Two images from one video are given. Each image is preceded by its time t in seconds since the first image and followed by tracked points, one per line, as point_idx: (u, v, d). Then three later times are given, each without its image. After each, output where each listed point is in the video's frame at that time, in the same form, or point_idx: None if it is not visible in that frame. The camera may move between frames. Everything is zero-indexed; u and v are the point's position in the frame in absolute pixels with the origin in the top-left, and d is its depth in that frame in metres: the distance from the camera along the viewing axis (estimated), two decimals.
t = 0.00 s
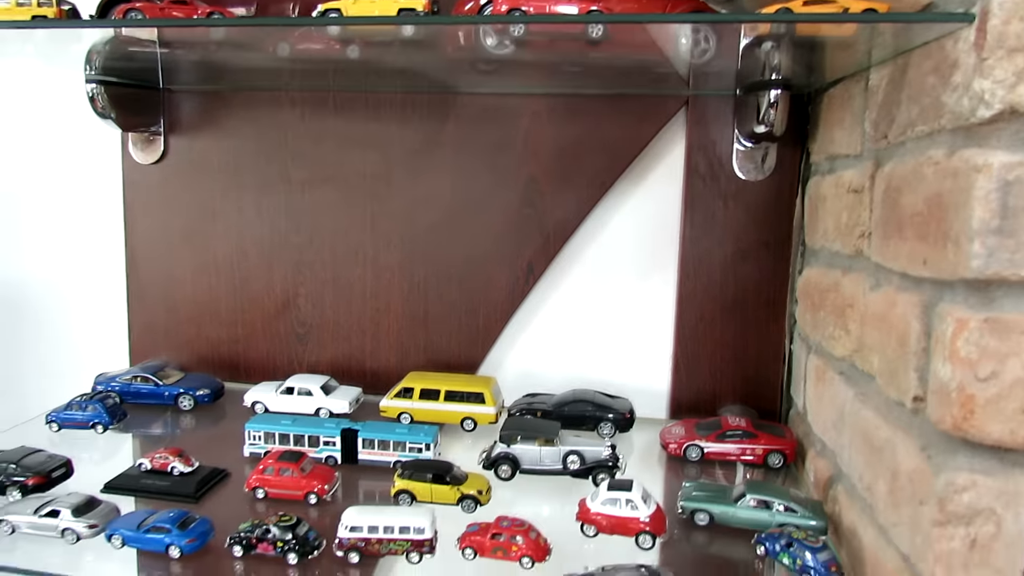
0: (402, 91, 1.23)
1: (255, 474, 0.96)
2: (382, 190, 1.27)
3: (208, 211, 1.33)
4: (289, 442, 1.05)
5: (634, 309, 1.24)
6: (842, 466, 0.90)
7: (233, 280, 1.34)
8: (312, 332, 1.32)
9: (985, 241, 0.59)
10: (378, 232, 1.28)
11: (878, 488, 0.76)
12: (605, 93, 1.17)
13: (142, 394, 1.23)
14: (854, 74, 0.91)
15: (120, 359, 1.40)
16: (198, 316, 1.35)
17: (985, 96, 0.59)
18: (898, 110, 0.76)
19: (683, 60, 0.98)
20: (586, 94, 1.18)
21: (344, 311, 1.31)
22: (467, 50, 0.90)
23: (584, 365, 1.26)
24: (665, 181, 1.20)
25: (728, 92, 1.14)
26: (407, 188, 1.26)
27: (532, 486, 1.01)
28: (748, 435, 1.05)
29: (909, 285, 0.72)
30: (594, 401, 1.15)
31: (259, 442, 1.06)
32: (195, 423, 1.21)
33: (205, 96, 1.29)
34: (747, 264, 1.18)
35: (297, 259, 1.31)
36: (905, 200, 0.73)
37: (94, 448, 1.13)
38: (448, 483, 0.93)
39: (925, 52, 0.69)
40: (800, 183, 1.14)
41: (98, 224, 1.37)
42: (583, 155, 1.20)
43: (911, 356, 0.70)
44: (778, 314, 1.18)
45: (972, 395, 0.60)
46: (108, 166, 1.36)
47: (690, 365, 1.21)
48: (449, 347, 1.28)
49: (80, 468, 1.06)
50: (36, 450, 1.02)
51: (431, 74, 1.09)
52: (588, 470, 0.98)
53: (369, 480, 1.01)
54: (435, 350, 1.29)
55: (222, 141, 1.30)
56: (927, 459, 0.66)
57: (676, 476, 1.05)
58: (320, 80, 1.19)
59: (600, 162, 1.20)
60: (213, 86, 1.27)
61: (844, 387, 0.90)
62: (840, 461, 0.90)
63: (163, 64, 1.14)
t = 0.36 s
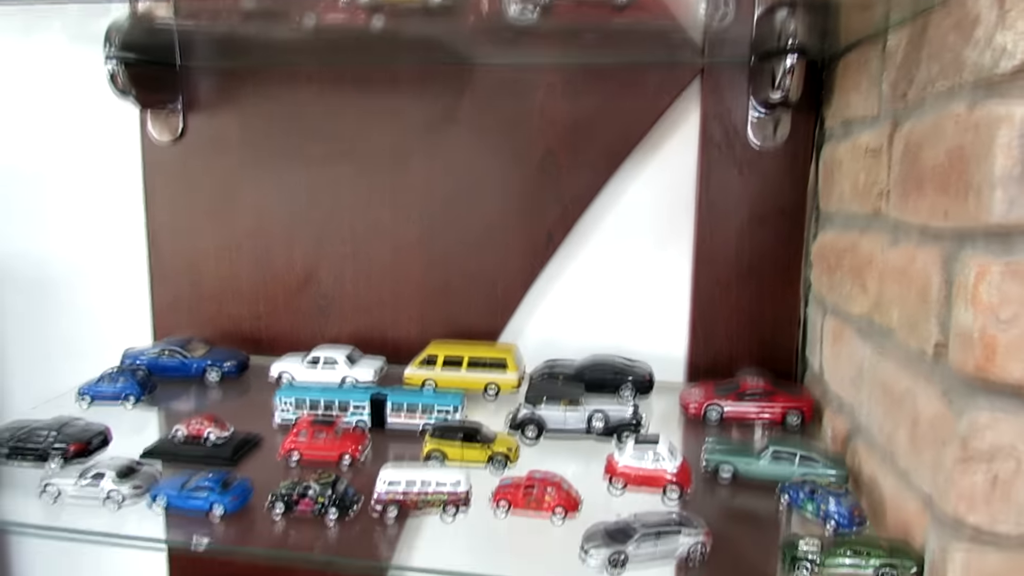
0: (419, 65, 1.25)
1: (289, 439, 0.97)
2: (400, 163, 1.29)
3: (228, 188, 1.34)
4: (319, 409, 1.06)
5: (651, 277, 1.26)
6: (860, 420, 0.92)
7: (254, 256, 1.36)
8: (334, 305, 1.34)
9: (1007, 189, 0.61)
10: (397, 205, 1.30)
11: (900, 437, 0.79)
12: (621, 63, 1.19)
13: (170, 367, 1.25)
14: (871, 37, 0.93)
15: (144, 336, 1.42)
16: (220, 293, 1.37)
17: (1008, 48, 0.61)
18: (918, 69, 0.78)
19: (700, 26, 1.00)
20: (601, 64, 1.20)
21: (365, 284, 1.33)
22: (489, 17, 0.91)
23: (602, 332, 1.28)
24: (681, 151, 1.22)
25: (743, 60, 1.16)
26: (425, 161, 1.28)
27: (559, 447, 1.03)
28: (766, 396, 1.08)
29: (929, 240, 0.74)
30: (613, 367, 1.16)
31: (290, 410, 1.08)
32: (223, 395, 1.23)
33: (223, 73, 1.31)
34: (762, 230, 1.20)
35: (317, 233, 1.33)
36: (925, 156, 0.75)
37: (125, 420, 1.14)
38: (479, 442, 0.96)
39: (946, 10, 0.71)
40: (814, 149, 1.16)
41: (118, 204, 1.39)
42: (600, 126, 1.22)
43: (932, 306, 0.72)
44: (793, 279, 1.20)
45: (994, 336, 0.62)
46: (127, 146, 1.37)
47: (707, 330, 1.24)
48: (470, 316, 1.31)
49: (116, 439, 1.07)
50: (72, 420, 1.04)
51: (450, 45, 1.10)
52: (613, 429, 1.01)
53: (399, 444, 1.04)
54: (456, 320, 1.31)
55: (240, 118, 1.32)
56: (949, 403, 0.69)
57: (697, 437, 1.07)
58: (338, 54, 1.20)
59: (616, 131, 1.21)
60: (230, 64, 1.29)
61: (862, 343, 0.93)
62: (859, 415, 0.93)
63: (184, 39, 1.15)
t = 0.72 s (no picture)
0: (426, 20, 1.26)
1: (303, 382, 0.99)
2: (408, 119, 1.30)
3: (236, 143, 1.35)
4: (330, 356, 1.08)
5: (655, 231, 1.28)
6: (860, 363, 0.95)
7: (262, 212, 1.37)
8: (341, 260, 1.36)
9: (1007, 123, 0.63)
10: (404, 161, 1.32)
11: (898, 373, 0.82)
12: (627, 17, 1.20)
13: (181, 320, 1.24)
14: None
15: (153, 293, 1.44)
16: (229, 248, 1.39)
17: None
18: (924, 14, 0.79)
19: None
20: (608, 19, 1.21)
21: (373, 239, 1.35)
22: None
23: (607, 286, 1.31)
24: (686, 105, 1.23)
25: (749, 15, 1.17)
26: (432, 116, 1.29)
27: (565, 391, 1.06)
28: (767, 343, 1.11)
29: (930, 180, 0.77)
30: (618, 317, 1.17)
31: (301, 357, 1.10)
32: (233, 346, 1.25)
33: (230, 29, 1.31)
34: (765, 185, 1.22)
35: (325, 189, 1.35)
36: (929, 98, 0.76)
37: (138, 368, 1.17)
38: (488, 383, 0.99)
39: None
40: (818, 104, 1.18)
41: (126, 159, 1.40)
42: (606, 81, 1.23)
43: (932, 243, 0.74)
44: (795, 234, 1.23)
45: (991, 267, 0.65)
46: (135, 101, 1.38)
47: (710, 283, 1.27)
48: (476, 270, 1.33)
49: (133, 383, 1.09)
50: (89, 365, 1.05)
51: None
52: (618, 373, 1.04)
53: (410, 390, 1.06)
54: (463, 275, 1.33)
55: (248, 73, 1.33)
56: (946, 335, 0.71)
57: (699, 383, 1.10)
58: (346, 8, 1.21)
59: (622, 86, 1.23)
60: (237, 19, 1.29)
61: (863, 288, 0.95)
62: (858, 358, 0.96)
63: None
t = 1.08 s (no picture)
0: None
1: (302, 320, 1.03)
2: (399, 68, 1.32)
3: (228, 93, 1.37)
4: (327, 297, 1.11)
5: (643, 178, 1.31)
6: (839, 297, 1.00)
7: (255, 161, 1.39)
8: (335, 209, 1.38)
9: (976, 52, 0.66)
10: (396, 109, 1.33)
11: (874, 300, 0.86)
12: None
13: (177, 266, 1.27)
14: None
15: (149, 244, 1.46)
16: (223, 197, 1.41)
17: None
18: None
19: None
20: None
21: (366, 187, 1.37)
22: None
23: (595, 232, 1.34)
24: (672, 53, 1.26)
25: None
26: (423, 65, 1.31)
27: (555, 328, 1.11)
28: (750, 283, 1.15)
29: (905, 113, 0.80)
30: (605, 262, 1.19)
31: (299, 298, 1.14)
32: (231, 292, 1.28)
33: None
34: (749, 132, 1.26)
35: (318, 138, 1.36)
36: (905, 35, 0.80)
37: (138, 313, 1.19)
38: (481, 320, 1.02)
39: None
40: (801, 51, 1.21)
41: (118, 109, 1.40)
42: (595, 29, 1.25)
43: (906, 173, 0.78)
44: (778, 179, 1.26)
45: (960, 190, 0.69)
46: (125, 51, 1.38)
47: (695, 228, 1.31)
48: (469, 218, 1.36)
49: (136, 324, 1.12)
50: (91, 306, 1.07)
51: None
52: (607, 312, 1.08)
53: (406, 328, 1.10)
54: (455, 223, 1.36)
55: (238, 22, 1.33)
56: (917, 259, 0.75)
57: (685, 321, 1.14)
58: None
59: (610, 35, 1.25)
60: None
61: (841, 225, 0.99)
62: (837, 293, 1.00)
63: None
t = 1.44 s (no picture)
0: None
1: (310, 264, 1.03)
2: (403, 18, 1.31)
3: (230, 43, 1.36)
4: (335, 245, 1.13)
5: (646, 132, 1.32)
6: (840, 245, 1.01)
7: (258, 113, 1.38)
8: (339, 162, 1.38)
9: None
10: (399, 61, 1.33)
11: (876, 243, 0.87)
12: None
13: (183, 217, 1.27)
14: None
15: (151, 196, 1.45)
16: (226, 149, 1.40)
17: None
18: None
19: None
20: None
21: (370, 140, 1.37)
22: None
23: (599, 186, 1.35)
24: (677, 6, 1.26)
25: None
26: (427, 16, 1.31)
27: (560, 277, 1.11)
28: (752, 234, 1.16)
29: (910, 55, 0.81)
30: (609, 214, 1.16)
31: (306, 247, 1.15)
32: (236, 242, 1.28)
33: None
34: (752, 85, 1.26)
35: (321, 90, 1.36)
36: None
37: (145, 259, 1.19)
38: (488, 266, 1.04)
39: None
40: (805, 5, 1.22)
41: (119, 59, 1.39)
42: None
43: (910, 114, 0.79)
44: (780, 134, 1.28)
45: (965, 126, 0.70)
46: None
47: (697, 182, 1.32)
48: (473, 171, 1.36)
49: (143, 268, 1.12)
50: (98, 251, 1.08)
51: None
52: (611, 260, 1.10)
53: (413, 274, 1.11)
54: (459, 177, 1.37)
55: None
56: (920, 198, 0.77)
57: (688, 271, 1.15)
58: None
59: None
60: None
61: (844, 173, 1.01)
62: (838, 241, 1.02)
63: None
